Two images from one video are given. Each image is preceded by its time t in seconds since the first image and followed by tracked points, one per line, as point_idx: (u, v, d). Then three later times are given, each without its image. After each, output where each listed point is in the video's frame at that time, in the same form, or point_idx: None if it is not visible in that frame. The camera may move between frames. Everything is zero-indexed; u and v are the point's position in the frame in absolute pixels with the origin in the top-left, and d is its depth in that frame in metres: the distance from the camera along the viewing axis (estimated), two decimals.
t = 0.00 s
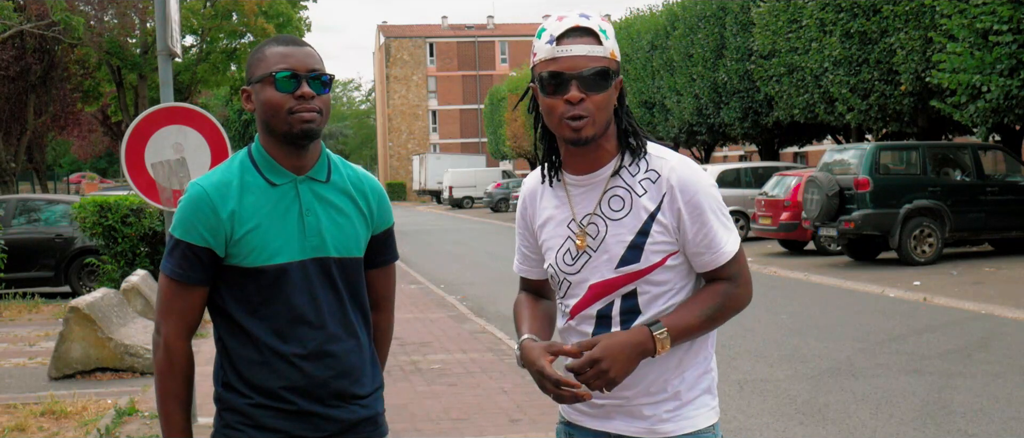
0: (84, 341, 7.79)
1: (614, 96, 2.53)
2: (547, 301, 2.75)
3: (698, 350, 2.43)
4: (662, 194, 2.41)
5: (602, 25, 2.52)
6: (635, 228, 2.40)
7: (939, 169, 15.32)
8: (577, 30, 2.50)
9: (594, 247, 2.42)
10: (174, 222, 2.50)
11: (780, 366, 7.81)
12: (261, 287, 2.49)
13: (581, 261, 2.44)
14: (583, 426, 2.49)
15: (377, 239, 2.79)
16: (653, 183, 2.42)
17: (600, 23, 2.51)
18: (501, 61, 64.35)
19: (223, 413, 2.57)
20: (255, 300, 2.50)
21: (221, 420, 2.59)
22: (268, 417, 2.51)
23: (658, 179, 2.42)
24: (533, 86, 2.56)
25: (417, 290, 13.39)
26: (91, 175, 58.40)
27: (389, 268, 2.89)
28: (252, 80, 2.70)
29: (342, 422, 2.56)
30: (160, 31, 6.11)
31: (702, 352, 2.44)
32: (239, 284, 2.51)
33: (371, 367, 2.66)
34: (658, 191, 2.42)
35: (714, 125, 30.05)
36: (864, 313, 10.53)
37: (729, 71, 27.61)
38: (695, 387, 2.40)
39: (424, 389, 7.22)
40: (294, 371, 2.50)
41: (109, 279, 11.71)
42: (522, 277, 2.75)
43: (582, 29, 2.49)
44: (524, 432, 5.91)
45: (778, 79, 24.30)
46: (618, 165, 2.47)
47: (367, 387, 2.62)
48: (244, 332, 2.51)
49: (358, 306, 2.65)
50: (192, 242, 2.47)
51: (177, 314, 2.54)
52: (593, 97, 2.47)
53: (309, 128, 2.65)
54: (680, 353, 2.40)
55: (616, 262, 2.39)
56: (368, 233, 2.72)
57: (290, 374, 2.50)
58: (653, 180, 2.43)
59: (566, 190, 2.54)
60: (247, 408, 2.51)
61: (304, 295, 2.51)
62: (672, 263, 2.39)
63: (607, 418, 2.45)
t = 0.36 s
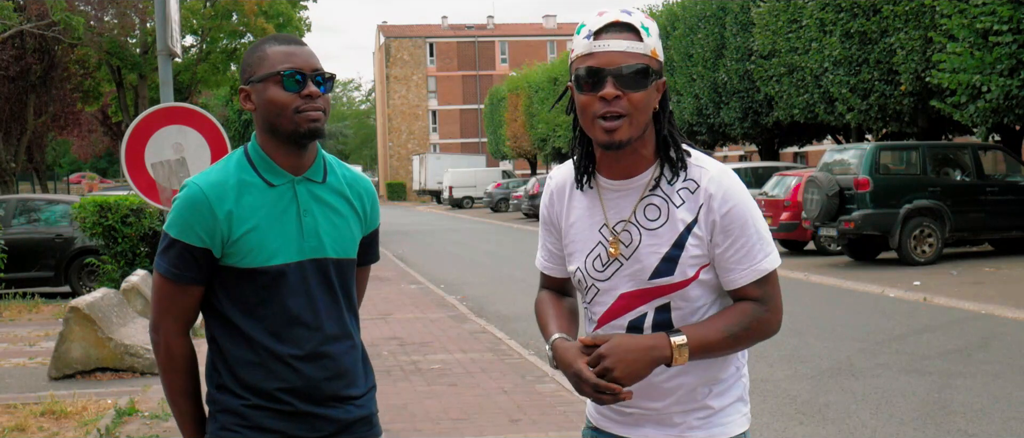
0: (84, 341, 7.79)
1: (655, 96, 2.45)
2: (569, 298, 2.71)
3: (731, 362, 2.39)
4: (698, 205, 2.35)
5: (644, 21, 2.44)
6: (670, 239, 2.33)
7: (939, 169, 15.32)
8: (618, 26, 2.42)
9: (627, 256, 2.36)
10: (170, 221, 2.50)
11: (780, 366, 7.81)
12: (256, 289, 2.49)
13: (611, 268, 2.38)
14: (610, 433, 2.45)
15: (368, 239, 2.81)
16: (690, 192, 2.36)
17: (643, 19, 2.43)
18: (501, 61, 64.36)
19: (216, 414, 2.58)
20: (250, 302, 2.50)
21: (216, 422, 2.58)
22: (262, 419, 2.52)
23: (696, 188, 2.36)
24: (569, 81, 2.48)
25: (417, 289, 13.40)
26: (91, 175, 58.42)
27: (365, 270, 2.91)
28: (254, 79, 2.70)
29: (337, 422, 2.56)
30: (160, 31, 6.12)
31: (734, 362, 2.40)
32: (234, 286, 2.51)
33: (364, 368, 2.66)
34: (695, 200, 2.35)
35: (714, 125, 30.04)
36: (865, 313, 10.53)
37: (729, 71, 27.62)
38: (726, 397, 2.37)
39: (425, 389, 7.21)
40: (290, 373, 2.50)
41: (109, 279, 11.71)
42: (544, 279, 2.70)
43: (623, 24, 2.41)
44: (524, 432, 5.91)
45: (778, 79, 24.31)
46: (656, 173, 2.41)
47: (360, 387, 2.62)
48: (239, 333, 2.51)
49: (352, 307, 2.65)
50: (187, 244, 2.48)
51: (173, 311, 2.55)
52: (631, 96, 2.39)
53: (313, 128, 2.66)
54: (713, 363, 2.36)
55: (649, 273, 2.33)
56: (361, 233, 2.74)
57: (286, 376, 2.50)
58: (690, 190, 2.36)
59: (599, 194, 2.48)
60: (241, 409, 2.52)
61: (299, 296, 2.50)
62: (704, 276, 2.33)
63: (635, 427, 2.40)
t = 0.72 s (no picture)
0: (84, 341, 7.78)
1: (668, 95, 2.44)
2: (593, 307, 2.70)
3: (750, 370, 2.37)
4: (715, 205, 2.33)
5: (653, 20, 2.43)
6: (689, 241, 2.32)
7: (939, 169, 15.32)
8: (628, 26, 2.42)
9: (647, 259, 2.34)
10: (141, 229, 2.49)
11: (780, 367, 7.82)
12: (228, 294, 2.49)
13: (630, 271, 2.37)
14: None
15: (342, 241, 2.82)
16: (707, 192, 2.34)
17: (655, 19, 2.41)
18: (501, 61, 64.37)
19: (188, 420, 2.56)
20: (221, 308, 2.50)
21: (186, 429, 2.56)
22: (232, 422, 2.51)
23: (714, 188, 2.34)
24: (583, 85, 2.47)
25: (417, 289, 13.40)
26: (92, 176, 58.45)
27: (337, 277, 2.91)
28: (229, 78, 2.69)
29: (309, 422, 2.57)
30: (159, 32, 6.12)
31: (753, 372, 2.38)
32: (207, 292, 2.50)
33: (332, 373, 2.67)
34: (713, 202, 2.33)
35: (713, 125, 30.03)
36: (864, 313, 10.53)
37: (729, 70, 27.62)
38: (743, 408, 2.35)
39: (425, 389, 7.22)
40: (261, 377, 2.50)
41: (109, 279, 11.71)
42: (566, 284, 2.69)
43: (632, 25, 2.41)
44: (524, 432, 5.91)
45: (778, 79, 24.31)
46: (673, 174, 2.40)
47: (328, 390, 2.63)
48: (211, 340, 2.50)
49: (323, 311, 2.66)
50: (159, 250, 2.47)
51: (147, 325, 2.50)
52: (647, 96, 2.38)
53: (291, 127, 2.66)
54: (732, 372, 2.34)
55: (666, 276, 2.32)
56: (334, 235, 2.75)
57: (257, 380, 2.50)
58: (708, 191, 2.35)
59: (617, 197, 2.47)
60: (212, 413, 2.51)
61: (272, 302, 2.51)
62: (724, 279, 2.31)
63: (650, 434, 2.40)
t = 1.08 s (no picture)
0: (84, 341, 7.78)
1: (674, 85, 2.44)
2: (593, 293, 2.68)
3: (747, 364, 2.37)
4: (715, 196, 2.32)
5: (663, 10, 2.43)
6: (686, 227, 2.31)
7: (939, 169, 15.32)
8: (637, 14, 2.42)
9: (645, 244, 2.34)
10: (115, 228, 2.45)
11: (781, 366, 7.82)
12: (207, 293, 2.48)
13: (627, 257, 2.37)
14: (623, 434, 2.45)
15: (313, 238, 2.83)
16: (708, 182, 2.34)
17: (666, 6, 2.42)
18: (501, 61, 64.37)
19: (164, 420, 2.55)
20: (199, 308, 2.49)
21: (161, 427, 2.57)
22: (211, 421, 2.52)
23: (714, 178, 2.34)
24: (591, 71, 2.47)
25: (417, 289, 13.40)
26: (91, 176, 58.39)
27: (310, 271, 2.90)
28: (204, 74, 2.66)
29: (287, 417, 2.59)
30: (160, 32, 6.12)
31: (750, 367, 2.38)
32: (186, 292, 2.48)
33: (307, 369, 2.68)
34: (713, 192, 2.33)
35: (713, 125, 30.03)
36: (865, 313, 10.53)
37: (729, 71, 27.62)
38: (739, 403, 2.35)
39: (425, 389, 7.22)
40: (239, 376, 2.51)
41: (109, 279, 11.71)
42: (567, 271, 2.70)
43: (642, 12, 2.41)
44: (524, 432, 5.91)
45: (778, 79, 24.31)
46: (675, 162, 2.40)
47: (304, 385, 2.65)
48: (189, 340, 2.49)
49: (298, 308, 2.67)
50: (138, 249, 2.42)
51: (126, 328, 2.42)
52: (650, 84, 2.38)
53: (267, 123, 2.65)
54: (727, 366, 2.34)
55: (662, 262, 2.31)
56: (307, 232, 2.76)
57: (236, 378, 2.51)
58: (709, 180, 2.34)
59: (620, 183, 2.47)
60: (190, 412, 2.51)
61: (249, 300, 2.52)
62: (721, 269, 2.31)
63: (646, 427, 2.40)
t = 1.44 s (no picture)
0: (84, 341, 7.80)
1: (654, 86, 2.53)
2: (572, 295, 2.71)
3: (715, 359, 2.42)
4: (689, 189, 2.40)
5: (640, 14, 2.53)
6: (659, 218, 2.39)
7: (939, 169, 15.32)
8: (616, 19, 2.52)
9: (620, 236, 2.42)
10: (145, 222, 2.47)
11: (780, 366, 7.82)
12: (235, 286, 2.48)
13: (602, 248, 2.45)
14: (594, 431, 2.50)
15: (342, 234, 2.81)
16: (683, 176, 2.42)
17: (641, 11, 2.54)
18: (501, 61, 64.37)
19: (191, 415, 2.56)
20: (227, 298, 2.49)
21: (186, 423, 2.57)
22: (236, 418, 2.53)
23: (688, 172, 2.42)
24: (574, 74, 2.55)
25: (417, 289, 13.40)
26: (91, 176, 58.42)
27: (358, 266, 2.89)
28: (229, 70, 2.68)
29: (311, 417, 2.58)
30: (160, 32, 6.12)
31: (719, 363, 2.43)
32: (214, 284, 2.48)
33: (331, 365, 2.67)
34: (687, 185, 2.41)
35: (713, 125, 30.01)
36: (865, 313, 10.53)
37: (729, 71, 27.62)
38: (707, 396, 2.39)
39: (425, 389, 7.22)
40: (265, 370, 2.51)
41: (109, 279, 11.72)
42: (547, 272, 2.72)
43: (620, 18, 2.51)
44: (524, 432, 5.91)
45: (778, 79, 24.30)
46: (653, 158, 2.48)
47: (329, 381, 2.64)
48: (218, 331, 2.49)
49: (324, 302, 2.66)
50: (168, 240, 2.43)
51: (162, 318, 2.42)
52: (633, 85, 2.47)
53: (290, 120, 2.66)
54: (697, 359, 2.39)
55: (635, 252, 2.39)
56: (332, 230, 2.75)
57: (261, 372, 2.51)
58: (684, 176, 2.42)
59: (600, 180, 2.56)
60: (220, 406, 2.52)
61: (276, 292, 2.51)
62: (692, 260, 2.38)
63: (616, 422, 2.46)
